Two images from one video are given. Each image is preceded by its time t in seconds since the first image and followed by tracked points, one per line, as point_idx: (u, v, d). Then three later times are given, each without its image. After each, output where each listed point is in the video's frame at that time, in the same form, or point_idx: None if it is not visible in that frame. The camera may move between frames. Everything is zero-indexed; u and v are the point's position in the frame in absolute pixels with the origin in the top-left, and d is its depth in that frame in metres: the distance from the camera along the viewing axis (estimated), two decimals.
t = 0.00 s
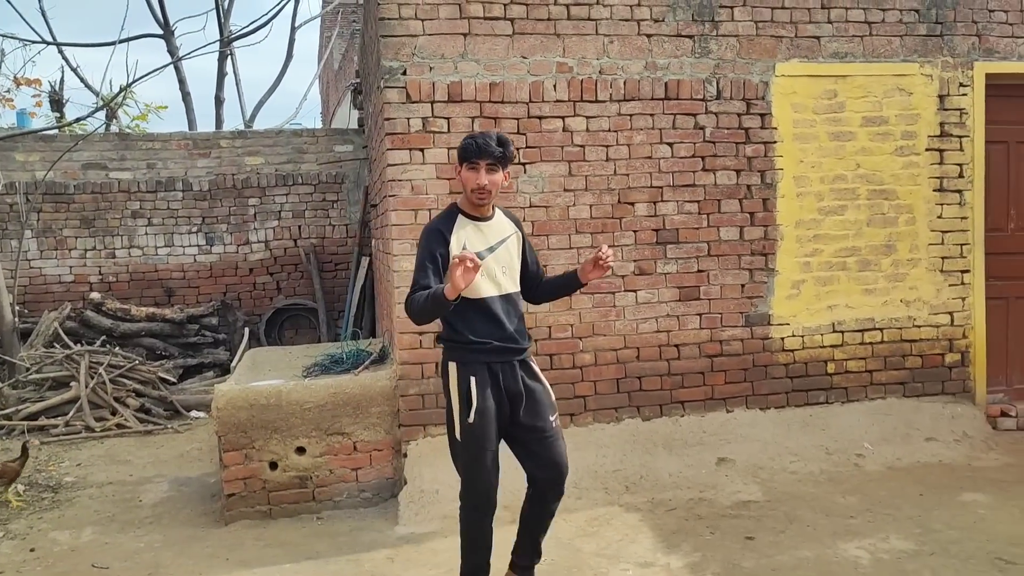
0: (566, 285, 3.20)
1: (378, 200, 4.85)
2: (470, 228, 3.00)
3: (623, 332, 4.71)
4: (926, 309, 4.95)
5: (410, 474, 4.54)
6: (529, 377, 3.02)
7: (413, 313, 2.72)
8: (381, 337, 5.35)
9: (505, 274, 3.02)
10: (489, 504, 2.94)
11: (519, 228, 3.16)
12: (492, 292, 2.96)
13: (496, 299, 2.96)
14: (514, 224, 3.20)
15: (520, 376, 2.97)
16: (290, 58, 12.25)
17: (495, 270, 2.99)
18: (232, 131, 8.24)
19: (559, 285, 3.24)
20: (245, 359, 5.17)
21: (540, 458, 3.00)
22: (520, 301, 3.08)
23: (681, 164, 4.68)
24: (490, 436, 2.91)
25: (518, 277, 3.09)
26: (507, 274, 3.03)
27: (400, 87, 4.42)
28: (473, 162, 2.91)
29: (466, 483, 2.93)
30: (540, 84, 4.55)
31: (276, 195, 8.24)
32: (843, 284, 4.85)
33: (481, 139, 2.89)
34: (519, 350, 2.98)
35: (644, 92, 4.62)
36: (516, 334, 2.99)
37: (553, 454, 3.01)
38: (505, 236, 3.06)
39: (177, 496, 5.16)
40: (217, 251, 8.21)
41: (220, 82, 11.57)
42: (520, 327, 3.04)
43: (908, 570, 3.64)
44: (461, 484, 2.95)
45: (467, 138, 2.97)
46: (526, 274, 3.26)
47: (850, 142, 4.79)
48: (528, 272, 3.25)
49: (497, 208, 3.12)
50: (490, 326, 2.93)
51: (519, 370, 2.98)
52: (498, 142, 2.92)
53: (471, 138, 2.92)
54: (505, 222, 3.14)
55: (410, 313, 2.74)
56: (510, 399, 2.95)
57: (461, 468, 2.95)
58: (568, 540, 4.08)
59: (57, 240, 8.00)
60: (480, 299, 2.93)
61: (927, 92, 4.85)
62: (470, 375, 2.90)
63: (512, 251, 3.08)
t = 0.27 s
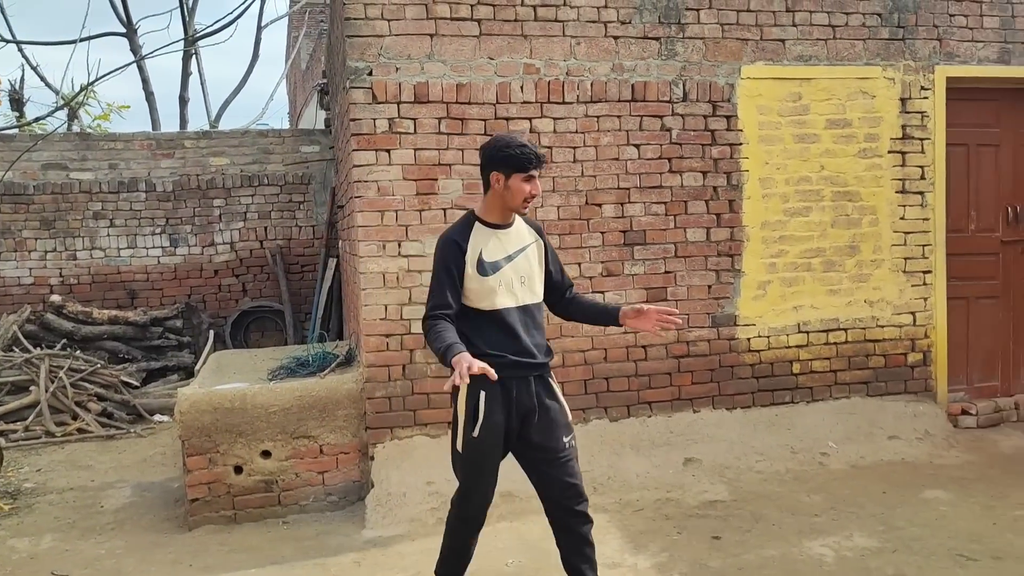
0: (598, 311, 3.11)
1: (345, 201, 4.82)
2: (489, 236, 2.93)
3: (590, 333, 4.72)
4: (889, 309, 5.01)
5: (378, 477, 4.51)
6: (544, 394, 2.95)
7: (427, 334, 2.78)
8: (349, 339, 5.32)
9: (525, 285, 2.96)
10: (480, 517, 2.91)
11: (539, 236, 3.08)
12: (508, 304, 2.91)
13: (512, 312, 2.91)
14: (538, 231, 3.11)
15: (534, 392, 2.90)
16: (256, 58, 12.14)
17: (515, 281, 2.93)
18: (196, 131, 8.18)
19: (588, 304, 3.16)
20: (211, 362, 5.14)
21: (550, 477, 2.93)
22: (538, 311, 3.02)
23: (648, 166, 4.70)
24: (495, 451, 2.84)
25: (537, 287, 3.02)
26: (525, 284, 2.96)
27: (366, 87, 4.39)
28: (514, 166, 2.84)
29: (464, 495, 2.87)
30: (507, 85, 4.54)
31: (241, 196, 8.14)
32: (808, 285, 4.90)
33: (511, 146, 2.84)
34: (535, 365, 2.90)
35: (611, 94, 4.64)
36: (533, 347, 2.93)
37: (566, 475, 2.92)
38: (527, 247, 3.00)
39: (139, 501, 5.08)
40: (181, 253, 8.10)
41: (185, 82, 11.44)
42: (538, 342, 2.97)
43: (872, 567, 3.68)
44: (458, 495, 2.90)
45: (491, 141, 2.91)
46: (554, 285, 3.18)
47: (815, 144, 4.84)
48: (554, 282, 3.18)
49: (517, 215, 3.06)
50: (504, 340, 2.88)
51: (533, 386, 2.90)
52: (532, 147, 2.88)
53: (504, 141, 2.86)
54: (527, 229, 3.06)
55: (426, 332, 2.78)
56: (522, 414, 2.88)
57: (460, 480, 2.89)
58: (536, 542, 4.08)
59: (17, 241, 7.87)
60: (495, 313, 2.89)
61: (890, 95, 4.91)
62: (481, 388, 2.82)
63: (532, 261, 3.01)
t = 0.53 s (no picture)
0: (617, 319, 3.07)
1: (305, 198, 4.78)
2: (515, 222, 2.86)
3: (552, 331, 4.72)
4: (846, 306, 5.08)
5: (340, 476, 4.47)
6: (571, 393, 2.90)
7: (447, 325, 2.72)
8: (310, 338, 5.26)
9: (548, 275, 2.89)
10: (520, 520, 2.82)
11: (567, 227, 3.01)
12: (531, 294, 2.84)
13: (536, 302, 2.85)
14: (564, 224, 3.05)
15: (560, 387, 2.86)
16: (216, 54, 11.98)
17: (539, 271, 2.87)
18: (153, 128, 8.03)
19: (609, 310, 3.11)
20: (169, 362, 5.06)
21: (573, 478, 2.89)
22: (561, 303, 2.96)
23: (610, 164, 4.71)
24: (528, 449, 2.78)
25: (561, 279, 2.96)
26: (548, 274, 2.90)
27: (326, 84, 4.36)
28: (534, 149, 2.75)
29: (501, 498, 2.79)
30: (469, 83, 4.54)
31: (200, 195, 8.03)
32: (767, 282, 4.95)
33: (540, 130, 2.75)
34: (560, 359, 2.86)
35: (573, 92, 4.65)
36: (557, 340, 2.88)
37: (581, 478, 2.89)
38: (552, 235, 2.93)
39: (95, 505, 4.98)
40: (139, 252, 7.98)
41: (143, 79, 11.25)
42: (562, 334, 2.91)
43: (829, 560, 3.73)
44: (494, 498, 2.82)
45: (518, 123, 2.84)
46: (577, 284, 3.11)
47: (774, 143, 4.90)
48: (576, 282, 3.11)
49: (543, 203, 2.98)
50: (527, 332, 2.82)
51: (559, 380, 2.86)
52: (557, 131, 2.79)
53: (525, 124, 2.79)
54: (553, 219, 2.99)
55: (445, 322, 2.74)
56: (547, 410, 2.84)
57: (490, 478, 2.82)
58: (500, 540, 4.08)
59: None
60: (519, 302, 2.82)
61: (846, 94, 4.99)
62: (506, 381, 2.78)
63: (557, 251, 2.94)
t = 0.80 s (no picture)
0: (620, 315, 2.98)
1: (262, 196, 4.74)
2: (505, 218, 2.76)
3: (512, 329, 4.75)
4: (802, 301, 5.16)
5: (299, 477, 4.43)
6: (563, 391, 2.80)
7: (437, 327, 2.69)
8: (268, 338, 5.19)
9: (542, 272, 2.79)
10: (538, 532, 2.66)
11: (563, 223, 2.90)
12: (523, 291, 2.74)
13: (530, 301, 2.75)
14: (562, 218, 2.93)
15: (556, 388, 2.76)
16: (171, 48, 11.75)
17: (532, 268, 2.76)
18: (106, 125, 7.84)
19: (614, 306, 3.02)
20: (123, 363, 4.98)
21: (561, 482, 2.83)
22: (559, 301, 2.85)
23: (569, 162, 4.71)
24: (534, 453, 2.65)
25: (556, 276, 2.85)
26: (541, 271, 2.79)
27: (282, 81, 4.31)
28: (507, 143, 2.65)
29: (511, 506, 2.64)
30: (427, 80, 4.52)
31: (154, 193, 7.86)
32: (724, 278, 5.01)
33: (521, 121, 2.64)
34: (557, 358, 2.75)
35: (531, 89, 4.66)
36: (554, 338, 2.77)
37: (557, 487, 2.84)
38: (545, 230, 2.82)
39: (47, 509, 4.88)
40: (91, 251, 7.83)
41: (95, 74, 11.01)
42: (558, 331, 2.81)
43: (785, 551, 3.78)
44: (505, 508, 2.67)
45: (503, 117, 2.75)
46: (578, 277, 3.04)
47: (731, 140, 4.95)
48: (579, 277, 3.04)
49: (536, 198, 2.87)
50: (521, 330, 2.72)
51: (555, 380, 2.75)
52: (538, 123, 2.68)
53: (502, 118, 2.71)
54: (548, 214, 2.88)
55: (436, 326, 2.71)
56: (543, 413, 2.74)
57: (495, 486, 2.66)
58: (460, 538, 4.08)
59: None
60: (510, 300, 2.73)
61: (801, 92, 5.05)
62: (502, 381, 2.67)
63: (551, 247, 2.84)
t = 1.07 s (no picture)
0: (617, 296, 2.84)
1: (217, 192, 4.69)
2: (485, 215, 2.64)
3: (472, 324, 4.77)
4: (758, 294, 5.22)
5: (257, 476, 4.39)
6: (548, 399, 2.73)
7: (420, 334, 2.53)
8: (225, 335, 5.14)
9: (526, 271, 2.68)
10: (539, 548, 2.55)
11: (544, 218, 2.79)
12: (508, 291, 2.62)
13: (515, 302, 2.63)
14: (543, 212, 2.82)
15: (542, 395, 2.67)
16: (125, 40, 11.50)
17: (515, 267, 2.64)
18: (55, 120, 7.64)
19: (609, 288, 2.88)
20: (75, 363, 4.89)
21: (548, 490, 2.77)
22: (543, 299, 2.74)
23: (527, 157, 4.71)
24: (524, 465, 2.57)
25: (540, 274, 2.74)
26: (526, 269, 2.68)
27: (236, 76, 4.25)
28: (497, 137, 2.56)
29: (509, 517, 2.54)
30: (383, 75, 4.49)
31: (107, 188, 7.68)
32: (682, 272, 5.04)
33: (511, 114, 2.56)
34: (544, 363, 2.65)
35: (489, 85, 4.66)
36: (541, 342, 2.66)
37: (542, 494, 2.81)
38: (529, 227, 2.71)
39: None
40: (42, 249, 7.67)
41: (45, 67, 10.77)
42: (545, 334, 2.71)
43: (742, 542, 3.83)
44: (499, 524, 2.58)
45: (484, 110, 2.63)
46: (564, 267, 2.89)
47: (687, 135, 4.99)
48: (570, 265, 2.89)
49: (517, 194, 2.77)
50: (508, 334, 2.61)
51: (541, 387, 2.67)
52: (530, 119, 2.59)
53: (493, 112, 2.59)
54: (528, 209, 2.77)
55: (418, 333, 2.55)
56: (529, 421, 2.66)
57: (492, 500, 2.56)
58: (420, 535, 4.08)
59: None
60: (495, 301, 2.61)
61: (756, 88, 5.11)
62: (488, 390, 2.57)
63: (534, 244, 2.73)
